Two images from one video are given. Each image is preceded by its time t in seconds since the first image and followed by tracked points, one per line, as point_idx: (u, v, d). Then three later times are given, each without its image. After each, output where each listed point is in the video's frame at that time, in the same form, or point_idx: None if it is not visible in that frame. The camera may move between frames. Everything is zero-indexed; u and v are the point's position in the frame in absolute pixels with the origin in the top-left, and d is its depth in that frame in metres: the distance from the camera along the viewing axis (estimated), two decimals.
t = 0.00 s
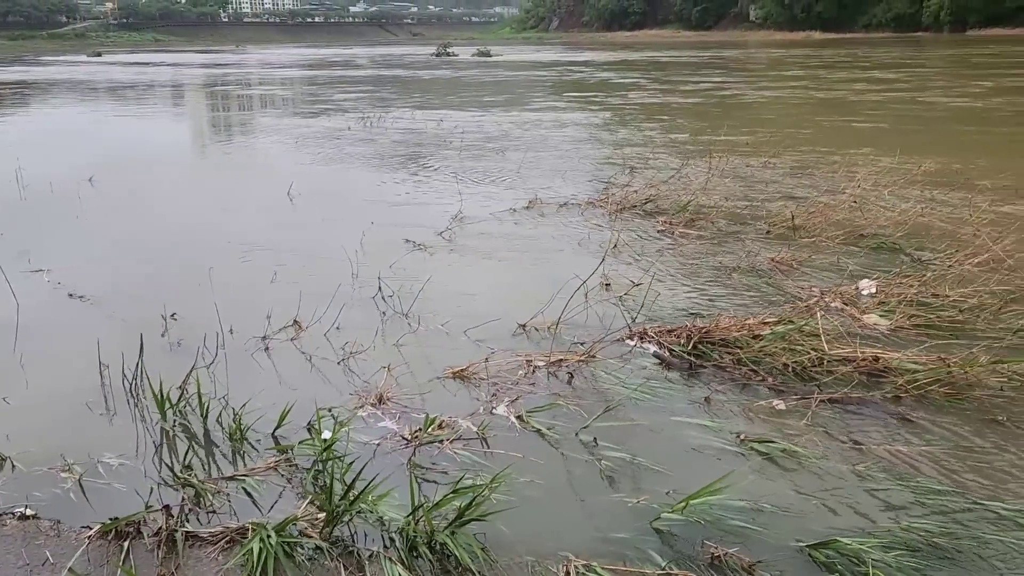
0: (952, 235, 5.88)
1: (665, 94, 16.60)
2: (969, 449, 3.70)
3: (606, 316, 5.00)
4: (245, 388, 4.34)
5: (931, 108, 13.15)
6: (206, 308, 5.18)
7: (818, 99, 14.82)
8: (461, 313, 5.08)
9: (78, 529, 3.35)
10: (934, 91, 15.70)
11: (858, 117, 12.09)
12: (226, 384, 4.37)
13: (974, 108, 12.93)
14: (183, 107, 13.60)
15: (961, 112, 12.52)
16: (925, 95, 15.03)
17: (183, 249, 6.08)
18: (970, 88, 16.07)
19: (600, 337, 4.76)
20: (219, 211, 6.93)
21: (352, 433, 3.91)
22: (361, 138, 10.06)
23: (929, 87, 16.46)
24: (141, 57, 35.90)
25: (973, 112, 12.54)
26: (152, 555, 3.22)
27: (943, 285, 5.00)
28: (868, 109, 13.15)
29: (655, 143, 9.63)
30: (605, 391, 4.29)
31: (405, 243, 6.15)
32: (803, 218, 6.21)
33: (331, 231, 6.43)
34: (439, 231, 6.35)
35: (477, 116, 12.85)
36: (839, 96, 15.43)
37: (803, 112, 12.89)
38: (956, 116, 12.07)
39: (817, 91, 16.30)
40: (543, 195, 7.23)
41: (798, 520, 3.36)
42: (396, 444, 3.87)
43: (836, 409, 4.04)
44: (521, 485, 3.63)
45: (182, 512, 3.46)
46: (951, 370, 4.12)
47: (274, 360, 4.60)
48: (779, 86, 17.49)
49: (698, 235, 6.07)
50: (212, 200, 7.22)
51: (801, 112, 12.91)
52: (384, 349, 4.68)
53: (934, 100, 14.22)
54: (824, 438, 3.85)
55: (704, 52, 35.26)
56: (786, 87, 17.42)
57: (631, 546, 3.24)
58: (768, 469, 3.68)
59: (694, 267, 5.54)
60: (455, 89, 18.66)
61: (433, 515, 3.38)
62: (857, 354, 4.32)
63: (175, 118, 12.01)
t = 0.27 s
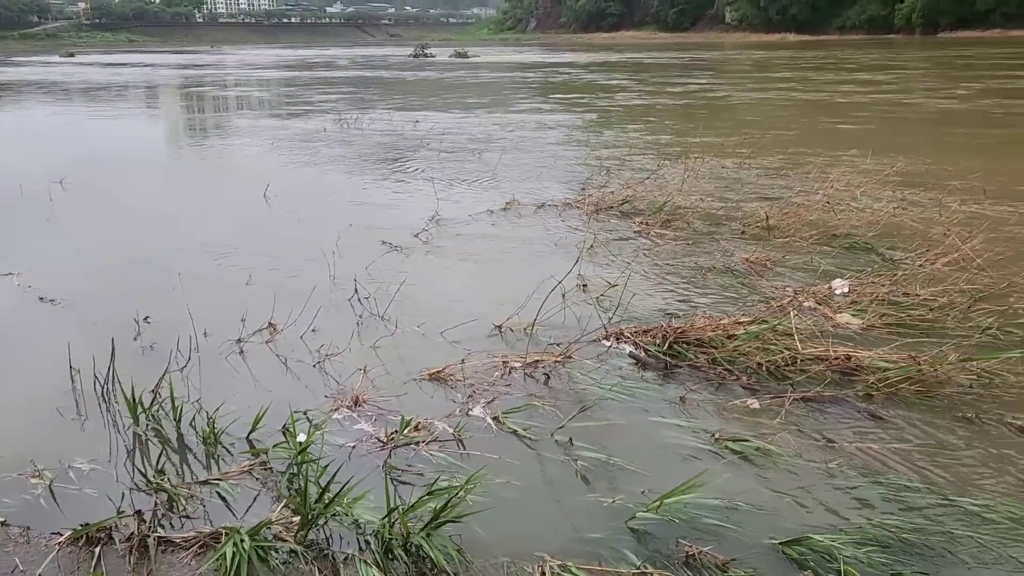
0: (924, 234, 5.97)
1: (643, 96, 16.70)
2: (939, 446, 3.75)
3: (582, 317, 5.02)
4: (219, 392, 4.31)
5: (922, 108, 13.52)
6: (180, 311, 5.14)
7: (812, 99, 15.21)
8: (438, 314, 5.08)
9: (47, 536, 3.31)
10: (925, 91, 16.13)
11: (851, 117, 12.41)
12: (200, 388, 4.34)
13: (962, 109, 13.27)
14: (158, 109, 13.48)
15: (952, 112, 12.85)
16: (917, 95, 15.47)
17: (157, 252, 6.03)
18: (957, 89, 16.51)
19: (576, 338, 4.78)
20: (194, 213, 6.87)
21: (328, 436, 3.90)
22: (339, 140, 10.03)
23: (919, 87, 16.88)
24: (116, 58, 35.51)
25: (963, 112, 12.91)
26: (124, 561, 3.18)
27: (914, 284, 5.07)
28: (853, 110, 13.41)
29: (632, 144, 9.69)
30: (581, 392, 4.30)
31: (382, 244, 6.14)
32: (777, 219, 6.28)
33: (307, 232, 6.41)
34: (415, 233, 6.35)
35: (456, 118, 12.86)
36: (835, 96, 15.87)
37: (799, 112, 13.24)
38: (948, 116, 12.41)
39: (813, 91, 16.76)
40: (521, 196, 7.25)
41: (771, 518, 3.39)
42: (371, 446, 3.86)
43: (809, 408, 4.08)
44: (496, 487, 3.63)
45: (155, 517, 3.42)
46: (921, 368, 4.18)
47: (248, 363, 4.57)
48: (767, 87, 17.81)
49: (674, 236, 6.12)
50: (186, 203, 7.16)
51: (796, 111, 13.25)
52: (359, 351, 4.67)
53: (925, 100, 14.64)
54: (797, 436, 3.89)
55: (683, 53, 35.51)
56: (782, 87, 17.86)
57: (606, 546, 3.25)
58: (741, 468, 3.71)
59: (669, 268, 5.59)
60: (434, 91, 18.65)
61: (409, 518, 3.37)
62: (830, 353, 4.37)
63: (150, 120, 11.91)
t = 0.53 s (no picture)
0: (898, 234, 6.05)
1: (623, 97, 16.78)
2: (911, 442, 3.80)
3: (561, 317, 5.04)
4: (195, 394, 4.28)
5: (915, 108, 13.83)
6: (155, 313, 5.09)
7: (808, 99, 15.53)
8: (416, 315, 5.07)
9: (20, 542, 3.27)
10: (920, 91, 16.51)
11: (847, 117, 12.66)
12: (175, 390, 4.30)
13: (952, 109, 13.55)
14: (135, 110, 13.37)
15: (946, 113, 13.11)
16: (911, 95, 15.84)
17: (133, 254, 5.98)
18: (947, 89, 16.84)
19: (555, 338, 4.80)
20: (169, 215, 6.82)
21: (305, 438, 3.88)
22: (318, 141, 10.00)
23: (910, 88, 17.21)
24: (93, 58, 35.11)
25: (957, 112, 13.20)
26: (98, 565, 3.15)
27: (888, 283, 5.14)
28: (842, 111, 13.64)
29: (611, 144, 9.74)
30: (560, 391, 4.32)
31: (360, 246, 6.12)
32: (754, 219, 6.34)
33: (284, 234, 6.38)
34: (394, 234, 6.34)
35: (436, 119, 12.87)
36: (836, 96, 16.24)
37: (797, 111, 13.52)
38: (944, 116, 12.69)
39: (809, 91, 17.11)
40: (500, 197, 7.27)
41: (747, 516, 3.41)
42: (349, 447, 3.84)
43: (785, 406, 4.12)
44: (475, 487, 3.63)
45: (129, 521, 3.39)
46: (895, 366, 4.23)
47: (225, 365, 4.54)
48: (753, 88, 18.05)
49: (652, 236, 6.16)
50: (163, 204, 7.11)
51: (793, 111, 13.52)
52: (338, 353, 4.66)
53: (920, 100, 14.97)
54: (773, 434, 3.93)
55: (664, 54, 35.69)
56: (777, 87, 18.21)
57: (584, 546, 3.26)
58: (718, 466, 3.73)
59: (647, 268, 5.62)
60: (414, 92, 18.62)
61: (386, 519, 3.36)
62: (805, 351, 4.41)
63: (126, 121, 11.81)
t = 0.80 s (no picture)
0: (876, 234, 6.12)
1: (606, 97, 16.83)
2: (890, 440, 3.84)
3: (543, 318, 5.05)
4: (175, 397, 4.25)
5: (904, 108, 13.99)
6: (134, 316, 5.05)
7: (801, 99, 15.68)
8: (398, 316, 5.06)
9: None
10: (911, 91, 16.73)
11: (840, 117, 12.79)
12: (154, 393, 4.27)
13: (935, 109, 13.73)
14: (114, 110, 13.25)
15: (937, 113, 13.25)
16: (900, 95, 16.01)
17: (111, 256, 5.92)
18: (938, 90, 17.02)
19: (536, 339, 4.81)
20: (148, 217, 6.75)
21: (285, 440, 3.86)
22: (300, 141, 9.96)
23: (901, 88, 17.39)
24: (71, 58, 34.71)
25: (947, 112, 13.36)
26: (75, 570, 3.12)
27: (867, 283, 5.19)
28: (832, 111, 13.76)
29: (594, 145, 9.77)
30: (541, 392, 4.32)
31: (341, 247, 6.10)
32: (734, 219, 6.38)
33: (265, 235, 6.35)
34: (376, 235, 6.33)
35: (419, 119, 12.84)
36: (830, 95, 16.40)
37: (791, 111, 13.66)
38: (935, 115, 12.86)
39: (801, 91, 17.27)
40: (483, 198, 7.27)
41: (728, 514, 3.43)
42: (330, 449, 3.83)
43: (765, 405, 4.15)
44: (456, 488, 3.63)
45: (108, 526, 3.36)
46: (873, 364, 4.28)
47: (205, 367, 4.51)
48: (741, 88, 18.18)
49: (634, 237, 6.19)
50: (142, 206, 7.04)
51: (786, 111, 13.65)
52: (319, 355, 4.64)
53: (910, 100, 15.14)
54: (753, 433, 3.95)
55: (647, 54, 35.82)
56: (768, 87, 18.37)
57: (566, 545, 3.27)
58: (699, 465, 3.75)
59: (629, 268, 5.65)
60: (397, 92, 18.58)
61: (368, 520, 3.34)
62: (785, 350, 4.45)
63: (105, 121, 11.69)
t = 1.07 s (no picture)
0: (859, 233, 6.17)
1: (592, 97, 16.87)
2: (872, 437, 3.87)
3: (528, 317, 5.06)
4: (158, 399, 4.22)
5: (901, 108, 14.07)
6: (117, 317, 5.01)
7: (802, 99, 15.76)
8: (383, 317, 5.05)
9: None
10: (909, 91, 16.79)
11: (839, 118, 12.85)
12: (138, 395, 4.24)
13: (918, 109, 13.85)
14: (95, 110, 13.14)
15: (937, 113, 13.33)
16: (899, 95, 16.08)
17: (94, 257, 5.87)
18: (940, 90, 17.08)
19: (522, 338, 4.81)
20: (131, 218, 6.70)
21: (270, 441, 3.85)
22: (284, 141, 9.92)
23: (891, 88, 17.52)
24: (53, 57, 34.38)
25: (945, 112, 13.46)
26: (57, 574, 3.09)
27: (850, 281, 5.23)
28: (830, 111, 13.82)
29: (579, 144, 9.79)
30: (527, 392, 4.33)
31: (326, 247, 6.08)
32: (719, 218, 6.41)
33: (249, 236, 6.32)
34: (361, 235, 6.31)
35: (404, 118, 12.83)
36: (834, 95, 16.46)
37: (791, 112, 13.74)
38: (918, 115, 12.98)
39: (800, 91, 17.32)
40: (468, 197, 7.27)
41: (713, 512, 3.45)
42: (315, 450, 3.82)
43: (749, 404, 4.18)
44: (442, 488, 3.63)
45: (90, 529, 3.33)
46: (856, 362, 4.31)
47: (189, 369, 4.48)
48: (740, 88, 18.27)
49: (619, 236, 6.21)
50: (124, 206, 6.99)
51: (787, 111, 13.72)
52: (304, 356, 4.63)
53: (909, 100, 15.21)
54: (738, 431, 3.97)
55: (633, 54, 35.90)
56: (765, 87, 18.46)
57: (551, 545, 3.27)
58: (684, 463, 3.77)
59: (614, 268, 5.67)
60: (383, 92, 18.53)
61: (352, 521, 3.33)
62: (769, 349, 4.47)
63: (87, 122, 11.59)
